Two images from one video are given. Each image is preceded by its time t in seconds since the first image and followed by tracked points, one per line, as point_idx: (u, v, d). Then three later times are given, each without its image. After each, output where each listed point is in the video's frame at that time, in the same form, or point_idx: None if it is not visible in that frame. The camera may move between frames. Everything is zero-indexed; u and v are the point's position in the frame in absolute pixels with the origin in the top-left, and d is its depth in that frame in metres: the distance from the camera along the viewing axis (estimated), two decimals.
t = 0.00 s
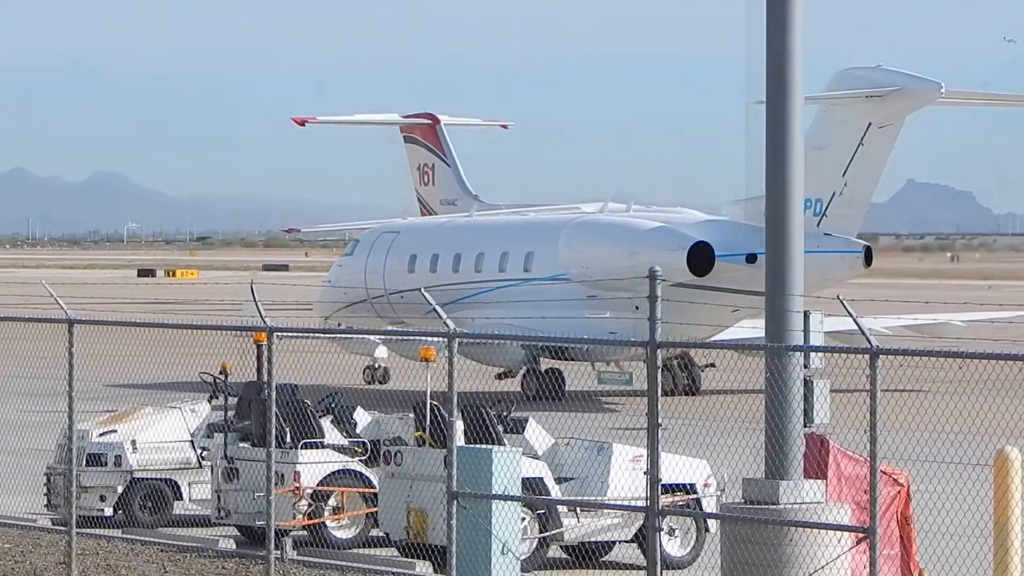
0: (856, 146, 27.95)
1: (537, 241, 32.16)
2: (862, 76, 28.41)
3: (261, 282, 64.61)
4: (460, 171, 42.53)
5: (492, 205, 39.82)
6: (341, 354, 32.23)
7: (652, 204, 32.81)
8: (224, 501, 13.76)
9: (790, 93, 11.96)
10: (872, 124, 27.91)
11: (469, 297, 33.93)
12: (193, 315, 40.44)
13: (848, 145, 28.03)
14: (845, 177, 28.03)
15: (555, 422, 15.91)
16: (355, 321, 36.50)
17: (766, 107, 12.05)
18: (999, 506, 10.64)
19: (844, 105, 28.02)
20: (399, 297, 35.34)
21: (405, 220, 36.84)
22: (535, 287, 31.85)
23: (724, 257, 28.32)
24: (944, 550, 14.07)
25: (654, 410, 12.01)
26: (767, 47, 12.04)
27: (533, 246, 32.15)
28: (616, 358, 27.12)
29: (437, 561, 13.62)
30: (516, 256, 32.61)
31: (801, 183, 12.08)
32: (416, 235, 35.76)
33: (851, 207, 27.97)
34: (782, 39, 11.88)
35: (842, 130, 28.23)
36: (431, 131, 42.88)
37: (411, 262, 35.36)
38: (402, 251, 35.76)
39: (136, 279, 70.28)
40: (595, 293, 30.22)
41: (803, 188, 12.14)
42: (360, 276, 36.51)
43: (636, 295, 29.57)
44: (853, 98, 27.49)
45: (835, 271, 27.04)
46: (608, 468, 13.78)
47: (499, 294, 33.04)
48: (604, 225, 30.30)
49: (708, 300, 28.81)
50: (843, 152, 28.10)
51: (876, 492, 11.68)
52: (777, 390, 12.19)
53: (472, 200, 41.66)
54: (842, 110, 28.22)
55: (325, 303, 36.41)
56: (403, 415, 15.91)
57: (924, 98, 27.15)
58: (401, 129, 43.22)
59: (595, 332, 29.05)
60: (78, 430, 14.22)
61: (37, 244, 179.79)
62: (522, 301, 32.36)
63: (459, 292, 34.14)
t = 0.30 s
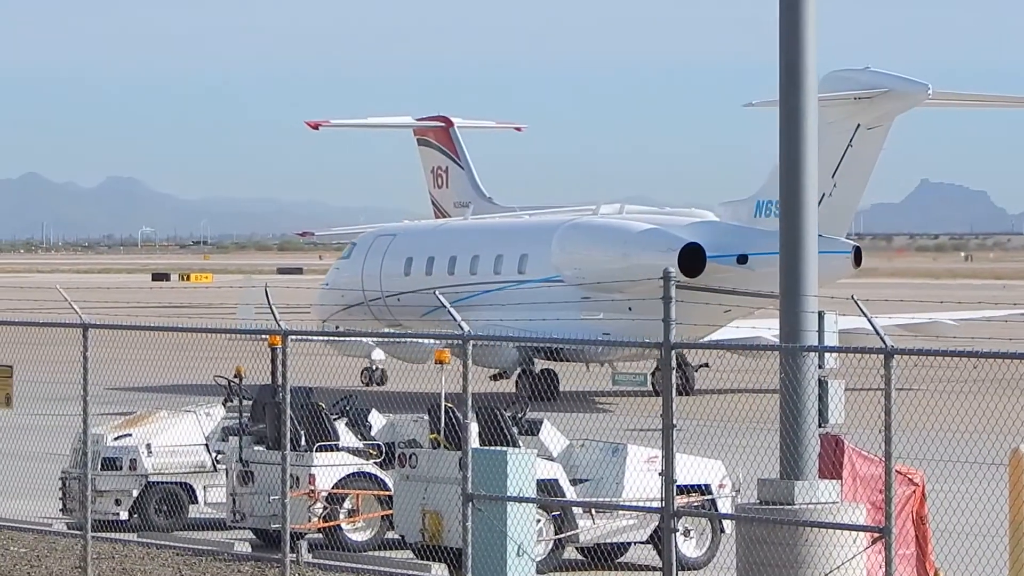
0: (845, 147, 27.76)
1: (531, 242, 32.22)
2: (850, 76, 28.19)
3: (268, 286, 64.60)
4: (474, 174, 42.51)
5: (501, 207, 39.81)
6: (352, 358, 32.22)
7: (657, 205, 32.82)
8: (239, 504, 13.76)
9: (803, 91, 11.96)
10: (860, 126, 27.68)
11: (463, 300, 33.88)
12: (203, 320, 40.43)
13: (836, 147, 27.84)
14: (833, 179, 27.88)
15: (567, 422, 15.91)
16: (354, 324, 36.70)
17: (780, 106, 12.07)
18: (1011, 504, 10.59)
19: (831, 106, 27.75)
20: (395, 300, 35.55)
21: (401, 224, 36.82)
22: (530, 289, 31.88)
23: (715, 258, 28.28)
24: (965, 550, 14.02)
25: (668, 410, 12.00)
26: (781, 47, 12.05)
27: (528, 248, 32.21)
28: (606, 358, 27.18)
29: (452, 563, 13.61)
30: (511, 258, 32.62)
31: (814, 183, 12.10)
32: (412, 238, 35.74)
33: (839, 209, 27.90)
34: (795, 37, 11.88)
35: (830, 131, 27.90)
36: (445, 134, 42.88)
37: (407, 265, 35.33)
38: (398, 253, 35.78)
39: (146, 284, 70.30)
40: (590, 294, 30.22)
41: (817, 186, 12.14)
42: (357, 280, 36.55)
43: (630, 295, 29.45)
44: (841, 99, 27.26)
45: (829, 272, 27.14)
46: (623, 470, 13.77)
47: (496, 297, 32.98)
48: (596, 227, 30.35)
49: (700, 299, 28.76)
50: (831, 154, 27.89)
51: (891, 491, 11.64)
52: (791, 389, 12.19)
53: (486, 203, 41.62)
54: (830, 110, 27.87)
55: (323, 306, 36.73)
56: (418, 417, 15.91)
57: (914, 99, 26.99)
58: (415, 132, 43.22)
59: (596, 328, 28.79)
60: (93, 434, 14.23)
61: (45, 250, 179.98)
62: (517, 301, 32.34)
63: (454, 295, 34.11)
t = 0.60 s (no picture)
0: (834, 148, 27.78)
1: (524, 243, 32.28)
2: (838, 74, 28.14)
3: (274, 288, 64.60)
4: (486, 175, 42.52)
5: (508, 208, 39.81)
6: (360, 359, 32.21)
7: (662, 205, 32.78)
8: (253, 506, 13.76)
9: (815, 93, 11.98)
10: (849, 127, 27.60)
11: (459, 300, 33.89)
12: (210, 322, 40.44)
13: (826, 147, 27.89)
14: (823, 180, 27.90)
15: (578, 423, 15.91)
16: (350, 326, 36.43)
17: (792, 108, 12.09)
18: None
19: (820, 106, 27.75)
20: (391, 300, 35.59)
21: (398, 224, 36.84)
22: (524, 289, 31.91)
23: (706, 258, 28.27)
24: (978, 550, 14.04)
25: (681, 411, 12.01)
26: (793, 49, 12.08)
27: (520, 249, 32.25)
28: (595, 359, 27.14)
29: (466, 565, 13.61)
30: (505, 259, 32.69)
31: (827, 184, 12.11)
32: (407, 239, 35.78)
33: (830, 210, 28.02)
34: (807, 41, 11.90)
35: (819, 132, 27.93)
36: (457, 134, 42.88)
37: (402, 265, 35.35)
38: (393, 254, 35.81)
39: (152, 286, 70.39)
40: (584, 293, 30.35)
41: (830, 189, 12.16)
42: (353, 280, 36.50)
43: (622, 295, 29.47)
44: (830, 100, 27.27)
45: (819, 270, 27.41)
46: (636, 471, 13.77)
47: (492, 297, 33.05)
48: (587, 227, 30.38)
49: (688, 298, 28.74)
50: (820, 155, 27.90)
51: (905, 491, 11.60)
52: (804, 390, 12.20)
53: (496, 203, 41.60)
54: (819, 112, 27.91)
55: (320, 308, 36.55)
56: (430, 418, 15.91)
57: (899, 100, 26.89)
58: (426, 133, 43.22)
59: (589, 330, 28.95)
60: (106, 437, 14.23)
61: (49, 252, 180.05)
62: (512, 302, 32.34)
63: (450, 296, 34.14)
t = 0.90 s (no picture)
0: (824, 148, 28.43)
1: (519, 243, 32.45)
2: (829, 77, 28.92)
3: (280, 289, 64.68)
4: (497, 175, 42.58)
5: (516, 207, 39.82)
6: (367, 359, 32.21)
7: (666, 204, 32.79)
8: (266, 506, 13.75)
9: (827, 93, 11.98)
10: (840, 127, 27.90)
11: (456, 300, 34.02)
12: (217, 322, 40.48)
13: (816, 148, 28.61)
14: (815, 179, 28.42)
15: (593, 422, 15.93)
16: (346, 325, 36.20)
17: (804, 106, 12.08)
18: None
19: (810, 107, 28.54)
20: (388, 300, 35.54)
21: (394, 225, 36.91)
22: (518, 289, 31.98)
23: (699, 258, 28.52)
24: (993, 548, 14.08)
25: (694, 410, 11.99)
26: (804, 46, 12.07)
27: (516, 249, 32.43)
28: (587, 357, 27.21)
29: (480, 565, 13.59)
30: (500, 259, 32.81)
31: (839, 181, 12.11)
32: (402, 240, 35.88)
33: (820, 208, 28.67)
34: (818, 40, 11.91)
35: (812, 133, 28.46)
36: (470, 135, 42.94)
37: (398, 265, 35.39)
38: (388, 254, 35.90)
39: (161, 286, 70.47)
40: (579, 292, 30.01)
41: (843, 188, 12.15)
42: (349, 281, 36.48)
43: (617, 294, 29.18)
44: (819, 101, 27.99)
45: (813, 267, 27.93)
46: (649, 470, 13.76)
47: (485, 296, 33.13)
48: (581, 226, 29.85)
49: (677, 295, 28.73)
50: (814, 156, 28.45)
51: (918, 490, 11.59)
52: (817, 388, 12.19)
53: (509, 203, 41.66)
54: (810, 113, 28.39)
55: (317, 307, 36.48)
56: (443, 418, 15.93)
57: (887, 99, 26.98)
58: (439, 133, 43.27)
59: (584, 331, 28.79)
60: (119, 438, 14.23)
61: (52, 253, 180.24)
62: (504, 302, 32.41)
63: (444, 295, 34.29)
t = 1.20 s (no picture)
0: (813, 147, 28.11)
1: (513, 243, 32.44)
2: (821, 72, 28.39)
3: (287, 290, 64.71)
4: (508, 174, 42.50)
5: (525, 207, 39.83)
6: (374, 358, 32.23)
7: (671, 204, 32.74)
8: (277, 506, 13.75)
9: (836, 91, 11.96)
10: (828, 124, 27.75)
11: (448, 300, 34.07)
12: (225, 323, 40.50)
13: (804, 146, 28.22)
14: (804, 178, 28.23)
15: (602, 422, 15.94)
16: (341, 325, 36.52)
17: (814, 102, 12.07)
18: None
19: (798, 105, 28.11)
20: (383, 300, 35.52)
21: (389, 225, 36.99)
22: (508, 288, 31.99)
23: (689, 256, 28.48)
24: (1003, 544, 14.07)
25: (703, 408, 11.99)
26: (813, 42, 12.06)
27: (509, 249, 32.42)
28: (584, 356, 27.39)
29: (491, 564, 13.58)
30: (492, 258, 32.80)
31: (849, 177, 12.11)
32: (396, 240, 35.97)
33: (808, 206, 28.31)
34: (827, 39, 11.91)
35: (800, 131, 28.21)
36: (479, 134, 42.95)
37: (392, 265, 35.50)
38: (382, 254, 35.99)
39: (172, 288, 70.61)
40: (571, 292, 30.15)
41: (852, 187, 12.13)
42: (345, 280, 36.57)
43: (608, 293, 29.40)
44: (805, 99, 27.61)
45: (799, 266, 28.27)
46: (660, 469, 13.76)
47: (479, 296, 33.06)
48: (574, 226, 30.06)
49: (665, 295, 28.91)
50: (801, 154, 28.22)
51: (929, 488, 11.59)
52: (827, 386, 12.19)
53: (518, 202, 41.64)
54: (797, 110, 28.21)
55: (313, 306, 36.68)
56: (453, 416, 15.92)
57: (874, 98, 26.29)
58: (448, 132, 43.27)
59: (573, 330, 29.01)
60: (130, 438, 14.23)
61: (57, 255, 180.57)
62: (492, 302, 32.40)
63: (437, 295, 34.28)
